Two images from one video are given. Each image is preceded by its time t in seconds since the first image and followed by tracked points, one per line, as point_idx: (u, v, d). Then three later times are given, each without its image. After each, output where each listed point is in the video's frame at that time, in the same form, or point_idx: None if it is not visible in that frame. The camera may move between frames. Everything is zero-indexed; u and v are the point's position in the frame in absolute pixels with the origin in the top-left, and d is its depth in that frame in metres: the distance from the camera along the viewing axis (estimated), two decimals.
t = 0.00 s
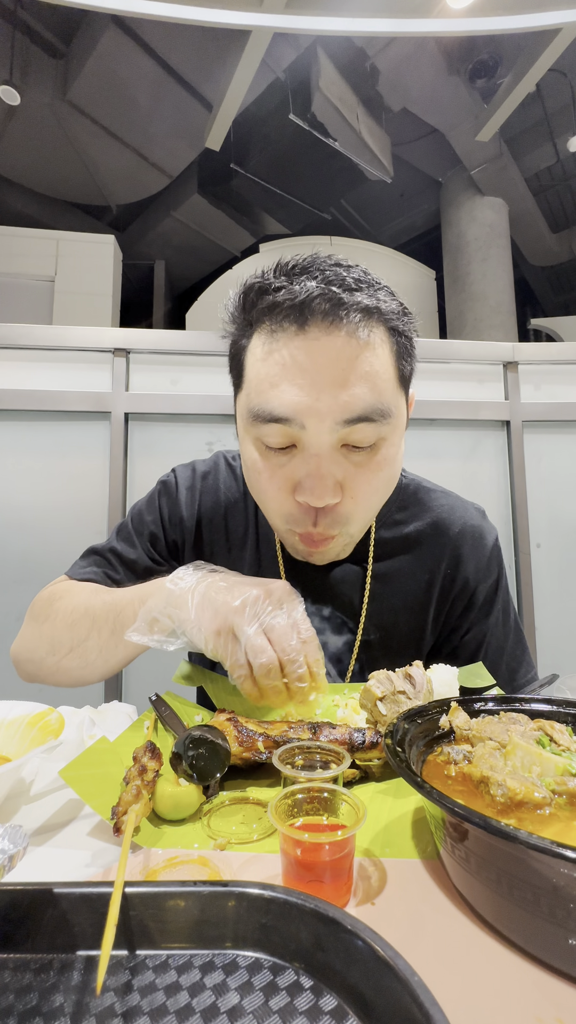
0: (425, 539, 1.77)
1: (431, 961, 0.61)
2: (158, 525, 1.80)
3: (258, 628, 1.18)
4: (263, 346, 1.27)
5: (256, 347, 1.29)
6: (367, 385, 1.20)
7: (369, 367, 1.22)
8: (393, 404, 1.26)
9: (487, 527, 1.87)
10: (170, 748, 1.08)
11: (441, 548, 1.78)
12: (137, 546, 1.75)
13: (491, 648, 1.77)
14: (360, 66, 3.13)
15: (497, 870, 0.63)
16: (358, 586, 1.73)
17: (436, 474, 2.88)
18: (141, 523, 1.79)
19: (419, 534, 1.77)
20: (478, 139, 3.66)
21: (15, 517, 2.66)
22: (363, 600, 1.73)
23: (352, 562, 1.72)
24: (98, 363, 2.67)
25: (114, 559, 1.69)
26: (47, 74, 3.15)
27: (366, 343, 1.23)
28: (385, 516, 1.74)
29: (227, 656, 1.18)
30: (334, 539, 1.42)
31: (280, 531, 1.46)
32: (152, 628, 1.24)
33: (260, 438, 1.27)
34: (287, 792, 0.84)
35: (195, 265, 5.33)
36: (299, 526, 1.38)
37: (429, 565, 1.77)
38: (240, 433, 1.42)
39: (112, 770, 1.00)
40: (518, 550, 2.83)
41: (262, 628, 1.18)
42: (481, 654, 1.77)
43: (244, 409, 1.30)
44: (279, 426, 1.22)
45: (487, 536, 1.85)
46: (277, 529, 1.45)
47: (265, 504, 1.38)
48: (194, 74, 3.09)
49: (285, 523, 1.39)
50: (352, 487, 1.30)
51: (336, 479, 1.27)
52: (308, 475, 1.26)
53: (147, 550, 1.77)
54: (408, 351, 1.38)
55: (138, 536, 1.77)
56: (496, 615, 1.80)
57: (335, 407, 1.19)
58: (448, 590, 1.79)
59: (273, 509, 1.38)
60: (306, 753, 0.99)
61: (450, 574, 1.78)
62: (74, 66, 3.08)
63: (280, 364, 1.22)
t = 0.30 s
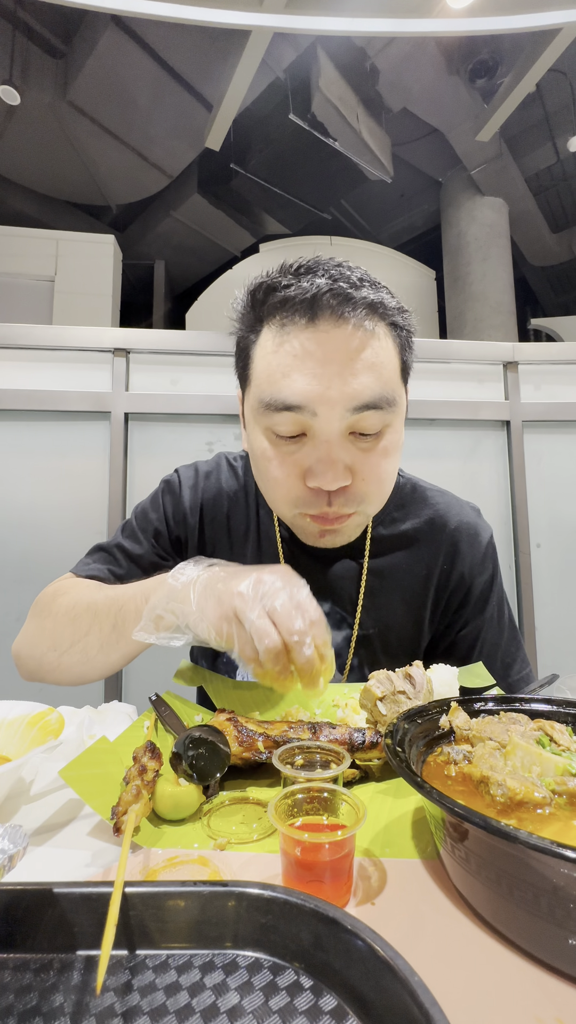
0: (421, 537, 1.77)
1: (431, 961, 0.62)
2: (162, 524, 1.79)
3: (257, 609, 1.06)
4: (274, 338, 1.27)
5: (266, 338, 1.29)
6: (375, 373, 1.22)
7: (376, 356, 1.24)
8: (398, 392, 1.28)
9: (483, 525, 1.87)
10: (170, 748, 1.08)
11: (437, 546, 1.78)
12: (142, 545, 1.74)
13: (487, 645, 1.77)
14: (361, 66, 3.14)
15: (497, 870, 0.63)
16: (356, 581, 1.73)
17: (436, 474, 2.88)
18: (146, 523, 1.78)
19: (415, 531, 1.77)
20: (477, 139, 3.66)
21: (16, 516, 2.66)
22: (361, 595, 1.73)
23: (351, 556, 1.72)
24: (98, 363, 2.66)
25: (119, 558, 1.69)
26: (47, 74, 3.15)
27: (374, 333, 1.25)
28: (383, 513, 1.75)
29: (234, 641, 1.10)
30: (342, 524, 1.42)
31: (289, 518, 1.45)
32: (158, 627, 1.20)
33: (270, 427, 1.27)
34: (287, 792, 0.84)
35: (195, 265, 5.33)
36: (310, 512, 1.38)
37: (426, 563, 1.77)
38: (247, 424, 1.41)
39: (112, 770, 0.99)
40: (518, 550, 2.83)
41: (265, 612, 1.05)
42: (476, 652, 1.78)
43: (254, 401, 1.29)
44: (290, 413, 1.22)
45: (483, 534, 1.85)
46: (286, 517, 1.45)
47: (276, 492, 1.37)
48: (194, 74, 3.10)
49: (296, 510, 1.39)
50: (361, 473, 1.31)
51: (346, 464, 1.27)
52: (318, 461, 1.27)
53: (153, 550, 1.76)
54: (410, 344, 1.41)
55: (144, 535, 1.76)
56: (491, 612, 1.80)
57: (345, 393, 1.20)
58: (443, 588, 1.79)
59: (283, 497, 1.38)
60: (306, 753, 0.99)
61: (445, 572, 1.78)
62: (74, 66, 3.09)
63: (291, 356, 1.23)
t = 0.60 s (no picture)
0: (419, 535, 1.77)
1: (431, 961, 0.62)
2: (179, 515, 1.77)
3: (290, 615, 1.03)
4: (293, 331, 1.28)
5: (284, 330, 1.31)
6: (390, 366, 1.25)
7: (391, 350, 1.27)
8: (408, 386, 1.32)
9: (478, 524, 1.88)
10: (170, 748, 1.08)
11: (434, 545, 1.78)
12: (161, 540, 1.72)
13: (482, 642, 1.78)
14: (361, 66, 3.14)
15: (497, 870, 0.63)
16: (355, 576, 1.73)
17: (436, 474, 2.88)
18: (162, 516, 1.75)
19: (413, 530, 1.77)
20: (477, 139, 3.66)
21: (17, 516, 2.66)
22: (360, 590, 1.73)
23: (351, 552, 1.72)
24: (98, 363, 2.66)
25: (137, 548, 1.67)
26: (47, 74, 3.16)
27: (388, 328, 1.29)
28: (383, 512, 1.75)
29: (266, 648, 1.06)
30: (354, 515, 1.43)
31: (302, 509, 1.45)
32: (183, 639, 1.20)
33: (288, 415, 1.28)
34: (287, 792, 0.84)
35: (195, 265, 5.33)
36: (324, 502, 1.38)
37: (423, 562, 1.77)
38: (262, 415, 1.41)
39: (112, 770, 1.00)
40: (518, 550, 2.83)
41: (299, 614, 1.03)
42: (471, 649, 1.78)
43: (274, 391, 1.30)
44: (309, 401, 1.24)
45: (479, 532, 1.85)
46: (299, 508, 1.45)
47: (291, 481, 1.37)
48: (195, 74, 3.10)
49: (309, 500, 1.39)
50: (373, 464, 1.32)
51: (360, 454, 1.29)
52: (335, 450, 1.27)
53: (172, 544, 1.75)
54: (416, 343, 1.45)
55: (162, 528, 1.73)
56: (486, 610, 1.81)
57: (362, 383, 1.22)
58: (440, 586, 1.80)
59: (298, 487, 1.37)
60: (306, 753, 0.99)
61: (442, 570, 1.78)
62: (73, 66, 3.08)
63: (310, 347, 1.25)
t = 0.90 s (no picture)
0: (426, 535, 1.77)
1: (431, 961, 0.62)
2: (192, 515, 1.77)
3: (302, 638, 1.07)
4: (338, 322, 1.32)
5: (327, 321, 1.35)
6: (426, 364, 1.32)
7: (427, 349, 1.34)
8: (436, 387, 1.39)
9: (484, 527, 1.88)
10: (169, 748, 1.08)
11: (441, 546, 1.79)
12: (176, 538, 1.71)
13: (484, 644, 1.77)
14: (361, 66, 3.14)
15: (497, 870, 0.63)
16: (366, 573, 1.72)
17: (436, 474, 2.88)
18: (178, 512, 1.76)
19: (421, 530, 1.77)
20: (477, 140, 3.67)
21: (17, 516, 2.66)
22: (370, 588, 1.72)
23: (362, 549, 1.71)
24: (98, 363, 2.66)
25: (153, 543, 1.66)
26: (47, 74, 3.16)
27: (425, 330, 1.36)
28: (392, 512, 1.75)
29: (275, 668, 1.12)
30: (378, 506, 1.45)
31: (325, 498, 1.46)
32: (196, 648, 1.24)
33: (327, 401, 1.31)
34: (287, 792, 0.84)
35: (195, 265, 5.33)
36: (350, 491, 1.40)
37: (430, 562, 1.77)
38: (294, 400, 1.43)
39: (113, 770, 1.00)
40: (518, 550, 2.83)
41: (309, 636, 1.08)
42: (473, 651, 1.78)
43: (313, 379, 1.34)
44: (349, 389, 1.28)
45: (485, 535, 1.86)
46: (323, 497, 1.46)
47: (320, 468, 1.38)
48: (195, 74, 3.09)
49: (335, 489, 1.41)
50: (401, 458, 1.36)
51: (392, 446, 1.33)
52: (369, 438, 1.31)
53: (186, 544, 1.73)
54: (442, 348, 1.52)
55: (176, 528, 1.73)
56: (489, 612, 1.81)
57: (403, 376, 1.27)
58: (445, 587, 1.80)
59: (327, 474, 1.39)
60: (306, 753, 0.99)
61: (447, 571, 1.79)
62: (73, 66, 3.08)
63: (354, 339, 1.29)
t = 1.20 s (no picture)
0: (435, 537, 1.78)
1: (431, 961, 0.62)
2: (202, 515, 1.76)
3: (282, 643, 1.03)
4: (364, 322, 1.33)
5: (353, 320, 1.36)
6: (448, 368, 1.33)
7: (450, 354, 1.34)
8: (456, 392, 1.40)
9: (492, 532, 1.88)
10: (169, 748, 1.08)
11: (449, 548, 1.79)
12: (184, 538, 1.70)
13: (488, 647, 1.78)
14: (361, 66, 3.14)
15: (497, 870, 0.63)
16: (376, 573, 1.72)
17: (436, 474, 2.88)
18: (188, 512, 1.75)
19: (430, 532, 1.78)
20: (477, 140, 3.67)
21: (17, 516, 2.66)
22: (380, 588, 1.72)
23: (374, 549, 1.70)
24: (98, 363, 2.67)
25: (163, 543, 1.66)
26: (47, 75, 3.16)
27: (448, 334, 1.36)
28: (402, 512, 1.75)
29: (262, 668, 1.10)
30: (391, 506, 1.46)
31: (340, 496, 1.47)
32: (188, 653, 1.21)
33: (349, 399, 1.32)
34: (287, 792, 0.84)
35: (195, 265, 5.33)
36: (366, 490, 1.40)
37: (438, 564, 1.77)
38: (315, 396, 1.43)
39: (113, 770, 1.00)
40: (518, 550, 2.83)
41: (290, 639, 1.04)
42: (478, 654, 1.78)
43: (335, 377, 1.34)
44: (371, 388, 1.28)
45: (493, 540, 1.87)
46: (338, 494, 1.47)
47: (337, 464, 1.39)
48: (195, 74, 3.09)
49: (352, 487, 1.42)
50: (417, 460, 1.37)
51: (409, 448, 1.34)
52: (387, 437, 1.32)
53: (194, 544, 1.73)
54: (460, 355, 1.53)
55: (185, 528, 1.72)
56: (495, 615, 1.81)
57: (426, 378, 1.28)
58: (452, 590, 1.80)
59: (343, 471, 1.39)
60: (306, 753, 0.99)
61: (455, 574, 1.79)
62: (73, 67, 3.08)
63: (379, 339, 1.30)
